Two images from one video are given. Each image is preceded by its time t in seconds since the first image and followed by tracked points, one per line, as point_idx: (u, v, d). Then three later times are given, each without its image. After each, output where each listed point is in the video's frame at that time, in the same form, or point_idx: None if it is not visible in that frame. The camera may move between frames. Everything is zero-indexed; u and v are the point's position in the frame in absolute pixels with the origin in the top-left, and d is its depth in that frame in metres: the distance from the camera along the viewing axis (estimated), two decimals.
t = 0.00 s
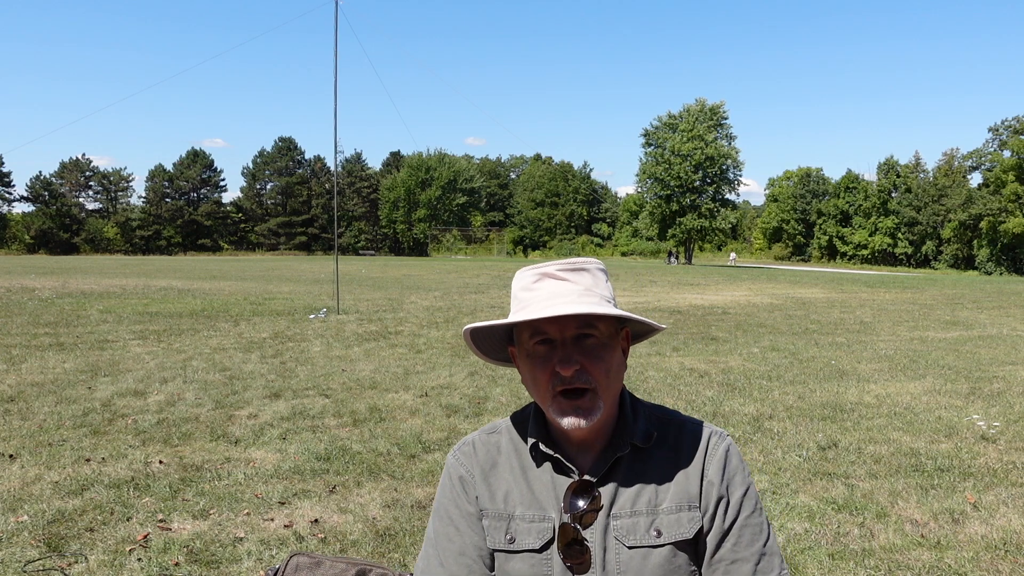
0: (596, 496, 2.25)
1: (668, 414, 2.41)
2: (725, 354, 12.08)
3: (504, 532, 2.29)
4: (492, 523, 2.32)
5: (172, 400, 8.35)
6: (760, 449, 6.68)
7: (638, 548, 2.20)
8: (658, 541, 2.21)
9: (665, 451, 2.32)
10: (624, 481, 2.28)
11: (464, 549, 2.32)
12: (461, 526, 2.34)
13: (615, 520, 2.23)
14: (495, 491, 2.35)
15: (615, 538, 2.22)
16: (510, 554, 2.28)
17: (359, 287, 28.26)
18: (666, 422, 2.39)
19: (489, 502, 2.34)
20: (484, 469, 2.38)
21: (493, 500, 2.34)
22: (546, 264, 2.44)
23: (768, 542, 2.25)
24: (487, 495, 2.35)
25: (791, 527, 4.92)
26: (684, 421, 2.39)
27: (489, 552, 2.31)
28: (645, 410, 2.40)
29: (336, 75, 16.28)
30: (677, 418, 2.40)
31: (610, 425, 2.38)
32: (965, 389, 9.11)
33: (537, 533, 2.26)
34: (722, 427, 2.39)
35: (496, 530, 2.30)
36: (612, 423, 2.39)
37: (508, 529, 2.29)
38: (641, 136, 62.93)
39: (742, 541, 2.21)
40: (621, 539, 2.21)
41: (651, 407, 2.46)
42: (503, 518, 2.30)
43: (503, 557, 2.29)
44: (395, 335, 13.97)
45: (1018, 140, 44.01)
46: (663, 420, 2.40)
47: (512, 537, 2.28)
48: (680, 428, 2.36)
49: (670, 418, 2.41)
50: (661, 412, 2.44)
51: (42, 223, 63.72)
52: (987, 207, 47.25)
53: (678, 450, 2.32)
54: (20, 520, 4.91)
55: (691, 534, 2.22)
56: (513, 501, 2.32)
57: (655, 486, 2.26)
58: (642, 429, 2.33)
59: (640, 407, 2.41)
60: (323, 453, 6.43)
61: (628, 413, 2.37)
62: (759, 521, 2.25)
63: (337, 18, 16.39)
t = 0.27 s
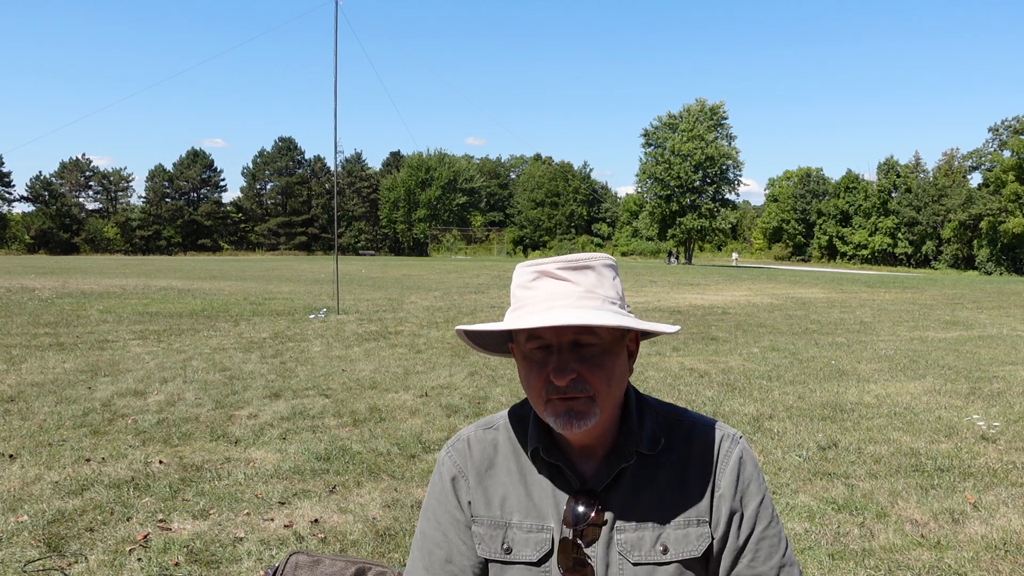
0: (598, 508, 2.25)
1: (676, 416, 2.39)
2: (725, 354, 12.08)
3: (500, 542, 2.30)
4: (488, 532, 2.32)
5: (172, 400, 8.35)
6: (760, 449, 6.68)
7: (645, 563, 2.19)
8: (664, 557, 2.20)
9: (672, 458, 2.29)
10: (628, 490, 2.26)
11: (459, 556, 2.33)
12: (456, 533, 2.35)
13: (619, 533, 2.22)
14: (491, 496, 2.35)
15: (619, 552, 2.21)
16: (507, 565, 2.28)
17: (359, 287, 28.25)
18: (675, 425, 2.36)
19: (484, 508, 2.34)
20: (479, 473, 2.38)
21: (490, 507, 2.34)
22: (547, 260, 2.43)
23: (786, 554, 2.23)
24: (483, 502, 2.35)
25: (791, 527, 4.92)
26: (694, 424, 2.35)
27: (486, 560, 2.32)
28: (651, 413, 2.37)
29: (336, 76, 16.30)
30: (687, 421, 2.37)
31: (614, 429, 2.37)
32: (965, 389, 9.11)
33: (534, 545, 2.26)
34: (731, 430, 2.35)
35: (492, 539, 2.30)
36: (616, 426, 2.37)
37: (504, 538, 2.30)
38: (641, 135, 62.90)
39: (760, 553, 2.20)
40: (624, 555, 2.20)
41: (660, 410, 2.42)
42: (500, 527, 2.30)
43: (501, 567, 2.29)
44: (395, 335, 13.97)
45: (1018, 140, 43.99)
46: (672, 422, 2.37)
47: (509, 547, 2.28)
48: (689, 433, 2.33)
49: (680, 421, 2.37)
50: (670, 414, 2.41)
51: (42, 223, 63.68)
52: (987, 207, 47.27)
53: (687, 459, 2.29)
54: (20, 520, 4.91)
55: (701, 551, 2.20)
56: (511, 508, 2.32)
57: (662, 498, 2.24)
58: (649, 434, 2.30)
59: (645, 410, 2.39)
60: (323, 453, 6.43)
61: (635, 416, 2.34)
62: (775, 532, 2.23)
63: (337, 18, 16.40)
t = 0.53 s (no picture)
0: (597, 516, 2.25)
1: (677, 421, 2.37)
2: (725, 354, 12.09)
3: (500, 550, 2.31)
4: (487, 539, 2.33)
5: (172, 400, 8.35)
6: (759, 449, 6.68)
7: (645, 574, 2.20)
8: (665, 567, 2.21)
9: (674, 464, 2.28)
10: (626, 500, 2.25)
11: (461, 563, 2.35)
12: (457, 540, 2.36)
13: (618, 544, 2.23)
14: (491, 503, 2.36)
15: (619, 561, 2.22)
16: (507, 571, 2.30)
17: (359, 287, 28.25)
18: (677, 430, 2.35)
19: (485, 515, 2.35)
20: (479, 479, 2.38)
21: (490, 515, 2.34)
22: (537, 273, 2.41)
23: (791, 559, 2.23)
24: (483, 508, 2.36)
25: (791, 527, 4.91)
26: (696, 429, 2.33)
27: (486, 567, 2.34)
28: (651, 418, 2.35)
29: (336, 76, 16.29)
30: (688, 425, 2.35)
31: (615, 436, 2.33)
32: (964, 389, 9.11)
33: (534, 553, 2.27)
34: (732, 433, 2.33)
35: (492, 546, 2.32)
36: (616, 434, 2.34)
37: (505, 546, 2.30)
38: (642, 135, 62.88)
39: (765, 561, 2.20)
40: (624, 565, 2.21)
41: (661, 413, 2.40)
42: (499, 535, 2.32)
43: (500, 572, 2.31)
44: (395, 336, 13.97)
45: (1018, 140, 43.97)
46: (674, 428, 2.35)
47: (509, 556, 2.29)
48: (691, 437, 2.32)
49: (682, 425, 2.36)
50: (671, 418, 2.39)
51: (42, 222, 63.66)
52: (987, 207, 47.26)
53: (689, 465, 2.28)
54: (20, 520, 4.91)
55: (702, 562, 2.21)
56: (511, 516, 2.32)
57: (665, 507, 2.24)
58: (649, 441, 2.28)
59: (646, 416, 2.36)
60: (322, 453, 6.43)
61: (636, 424, 2.31)
62: (780, 537, 2.23)
63: (337, 18, 16.40)
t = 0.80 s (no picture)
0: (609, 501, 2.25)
1: (690, 418, 2.38)
2: (725, 355, 12.09)
3: (513, 530, 2.28)
4: (501, 520, 2.31)
5: (172, 400, 8.34)
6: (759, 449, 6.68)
7: (651, 558, 2.18)
8: (671, 553, 2.19)
9: (683, 457, 2.29)
10: (638, 488, 2.25)
11: (474, 545, 2.33)
12: (472, 523, 2.35)
13: (628, 527, 2.22)
14: (507, 488, 2.35)
15: (627, 545, 2.21)
16: (518, 553, 2.27)
17: (359, 287, 28.24)
18: (689, 426, 2.35)
19: (500, 497, 2.34)
20: (498, 465, 2.38)
21: (506, 497, 2.33)
22: (557, 275, 2.44)
23: (791, 553, 2.22)
24: (499, 491, 2.35)
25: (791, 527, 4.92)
26: (708, 426, 2.34)
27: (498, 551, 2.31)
28: (665, 414, 2.37)
29: (336, 76, 16.29)
30: (700, 422, 2.36)
31: (630, 430, 2.35)
32: (964, 389, 9.11)
33: (547, 534, 2.25)
34: (742, 432, 2.35)
35: (506, 527, 2.30)
36: (631, 429, 2.36)
37: (517, 527, 2.29)
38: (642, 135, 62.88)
39: (763, 552, 2.19)
40: (632, 548, 2.20)
41: (675, 412, 2.42)
42: (513, 517, 2.30)
43: (512, 554, 2.28)
44: (395, 336, 13.97)
45: (1018, 140, 43.96)
46: (685, 425, 2.36)
47: (520, 536, 2.27)
48: (703, 434, 2.32)
49: (693, 422, 2.37)
50: (683, 417, 2.40)
51: (42, 222, 63.66)
52: (987, 207, 47.27)
53: (699, 458, 2.28)
54: (20, 520, 4.91)
55: (706, 547, 2.20)
56: (525, 498, 2.31)
57: (672, 495, 2.24)
58: (662, 434, 2.29)
59: (661, 413, 2.37)
60: (323, 453, 6.42)
61: (649, 418, 2.33)
62: (781, 532, 2.22)
63: (337, 18, 16.39)
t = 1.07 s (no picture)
0: (620, 479, 2.24)
1: (694, 409, 2.40)
2: (725, 354, 12.08)
3: (527, 511, 2.28)
4: (516, 502, 2.31)
5: (171, 401, 8.34)
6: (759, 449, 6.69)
7: (657, 534, 2.19)
8: (677, 530, 2.19)
9: (688, 443, 2.31)
10: (647, 468, 2.27)
11: (489, 526, 2.32)
12: (486, 507, 2.34)
13: (636, 507, 2.21)
14: (520, 472, 2.34)
15: (635, 523, 2.20)
16: (532, 533, 2.26)
17: (359, 287, 28.24)
18: (691, 416, 2.38)
19: (514, 480, 2.34)
20: (511, 452, 2.38)
21: (520, 480, 2.33)
22: (572, 264, 2.43)
23: (778, 537, 2.23)
24: (513, 476, 2.34)
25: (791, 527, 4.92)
26: (709, 416, 2.37)
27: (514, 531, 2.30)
28: (671, 403, 2.38)
29: (336, 75, 16.27)
30: (701, 414, 2.39)
31: (638, 418, 2.37)
32: (964, 389, 9.11)
33: (559, 514, 2.24)
34: (743, 423, 2.37)
35: (520, 509, 2.29)
36: (640, 415, 2.37)
37: (531, 508, 2.28)
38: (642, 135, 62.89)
39: (752, 533, 2.19)
40: (639, 526, 2.20)
41: (678, 404, 2.44)
42: (527, 499, 2.30)
43: (525, 535, 2.27)
44: (395, 335, 13.97)
45: (1018, 140, 43.94)
46: (689, 415, 2.38)
47: (535, 517, 2.26)
48: (705, 423, 2.35)
49: (695, 413, 2.40)
50: (687, 408, 2.42)
51: (42, 222, 63.70)
52: (987, 207, 47.27)
53: (703, 443, 2.30)
54: (20, 520, 4.91)
55: (710, 524, 2.19)
56: (538, 483, 2.31)
57: (677, 475, 2.24)
58: (668, 422, 2.32)
59: (667, 402, 2.38)
60: (323, 453, 6.42)
61: (656, 407, 2.35)
62: (771, 514, 2.24)
63: (337, 18, 16.37)
